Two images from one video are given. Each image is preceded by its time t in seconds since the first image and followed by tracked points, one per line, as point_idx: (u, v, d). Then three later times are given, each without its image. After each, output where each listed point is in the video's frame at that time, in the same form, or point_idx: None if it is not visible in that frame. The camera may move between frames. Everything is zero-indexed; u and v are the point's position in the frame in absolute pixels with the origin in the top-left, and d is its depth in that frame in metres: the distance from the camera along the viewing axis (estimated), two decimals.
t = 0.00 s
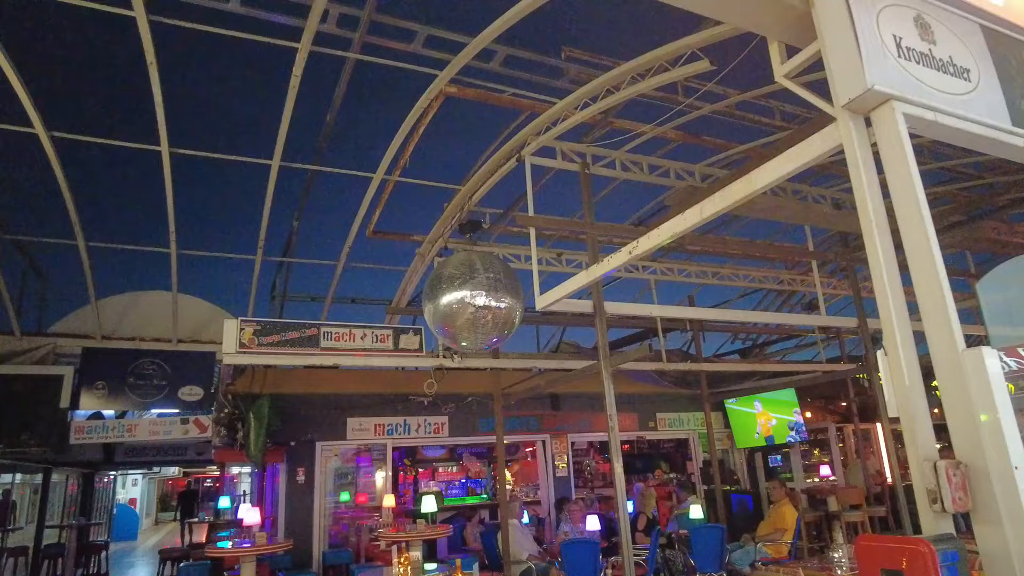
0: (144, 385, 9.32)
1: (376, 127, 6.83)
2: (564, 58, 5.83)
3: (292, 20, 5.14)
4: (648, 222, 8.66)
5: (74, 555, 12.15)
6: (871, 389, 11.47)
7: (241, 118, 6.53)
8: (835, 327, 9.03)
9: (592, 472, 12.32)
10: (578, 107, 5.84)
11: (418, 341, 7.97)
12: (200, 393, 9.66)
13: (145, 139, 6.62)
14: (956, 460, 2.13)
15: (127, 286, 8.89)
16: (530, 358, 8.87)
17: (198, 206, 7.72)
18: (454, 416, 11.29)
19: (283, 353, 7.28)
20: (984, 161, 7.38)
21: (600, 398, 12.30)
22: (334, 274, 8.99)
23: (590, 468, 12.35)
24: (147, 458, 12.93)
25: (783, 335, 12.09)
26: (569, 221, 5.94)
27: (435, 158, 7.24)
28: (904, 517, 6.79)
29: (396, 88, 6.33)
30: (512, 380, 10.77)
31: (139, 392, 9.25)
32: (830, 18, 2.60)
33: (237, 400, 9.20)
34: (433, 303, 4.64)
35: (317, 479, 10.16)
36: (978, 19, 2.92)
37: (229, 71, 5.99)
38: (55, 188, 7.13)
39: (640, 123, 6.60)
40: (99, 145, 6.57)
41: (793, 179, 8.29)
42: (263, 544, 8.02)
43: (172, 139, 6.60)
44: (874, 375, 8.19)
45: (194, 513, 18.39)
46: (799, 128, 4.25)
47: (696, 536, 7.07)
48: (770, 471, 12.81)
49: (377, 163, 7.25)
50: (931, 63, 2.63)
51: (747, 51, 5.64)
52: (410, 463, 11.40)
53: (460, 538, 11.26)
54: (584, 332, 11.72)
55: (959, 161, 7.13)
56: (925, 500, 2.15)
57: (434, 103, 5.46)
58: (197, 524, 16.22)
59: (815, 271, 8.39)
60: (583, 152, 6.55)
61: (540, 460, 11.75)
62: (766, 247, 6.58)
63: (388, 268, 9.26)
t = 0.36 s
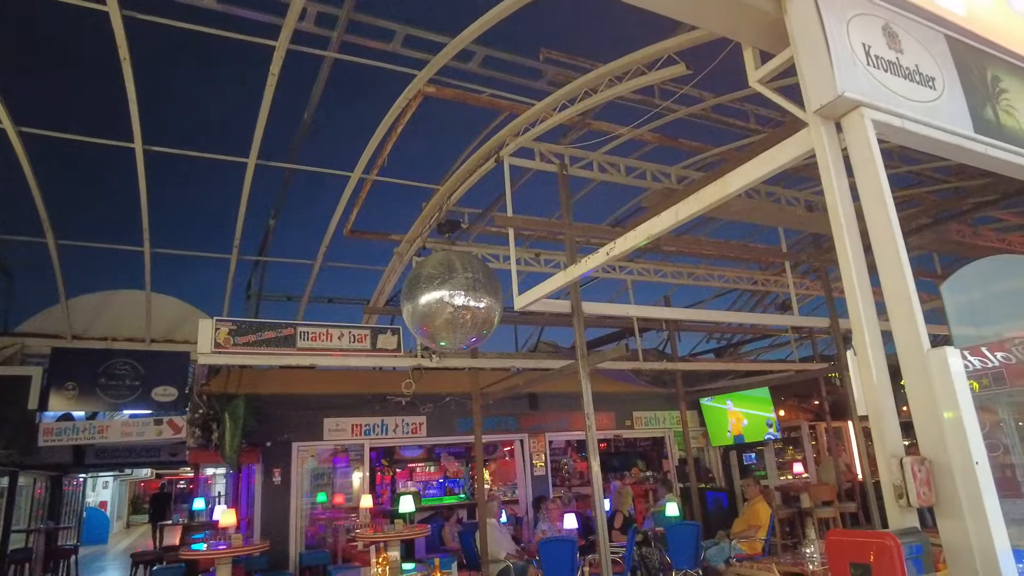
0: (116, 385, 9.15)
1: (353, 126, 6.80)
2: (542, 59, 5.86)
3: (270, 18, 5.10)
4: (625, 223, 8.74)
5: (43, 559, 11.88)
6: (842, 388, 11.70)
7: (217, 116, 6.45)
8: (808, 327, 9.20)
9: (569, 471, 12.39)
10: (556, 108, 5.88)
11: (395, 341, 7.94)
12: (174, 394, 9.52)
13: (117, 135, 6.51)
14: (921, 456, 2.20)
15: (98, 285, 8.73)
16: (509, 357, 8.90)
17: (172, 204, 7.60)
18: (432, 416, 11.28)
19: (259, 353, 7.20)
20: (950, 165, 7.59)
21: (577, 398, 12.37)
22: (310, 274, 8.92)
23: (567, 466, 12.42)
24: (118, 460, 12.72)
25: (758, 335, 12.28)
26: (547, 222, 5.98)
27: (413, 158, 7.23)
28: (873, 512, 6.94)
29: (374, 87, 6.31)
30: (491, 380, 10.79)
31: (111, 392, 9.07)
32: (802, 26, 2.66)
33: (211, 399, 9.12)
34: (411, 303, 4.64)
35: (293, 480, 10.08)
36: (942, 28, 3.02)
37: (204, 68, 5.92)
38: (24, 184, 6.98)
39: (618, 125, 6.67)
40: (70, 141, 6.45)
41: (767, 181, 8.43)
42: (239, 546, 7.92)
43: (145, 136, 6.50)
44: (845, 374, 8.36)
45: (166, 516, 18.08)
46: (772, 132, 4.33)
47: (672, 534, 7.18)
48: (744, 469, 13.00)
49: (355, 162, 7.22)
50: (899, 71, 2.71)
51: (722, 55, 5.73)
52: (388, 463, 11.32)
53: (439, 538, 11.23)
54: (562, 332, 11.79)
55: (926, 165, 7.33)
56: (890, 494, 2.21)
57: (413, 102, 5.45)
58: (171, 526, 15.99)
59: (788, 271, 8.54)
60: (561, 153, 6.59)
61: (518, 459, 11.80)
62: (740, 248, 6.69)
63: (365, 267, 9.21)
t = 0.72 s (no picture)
0: (102, 386, 9.06)
1: (343, 125, 6.78)
2: (532, 60, 5.87)
3: (259, 16, 5.08)
4: (614, 223, 8.77)
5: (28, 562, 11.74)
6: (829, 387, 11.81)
7: (205, 115, 6.42)
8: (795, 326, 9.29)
9: (559, 470, 12.40)
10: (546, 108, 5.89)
11: (385, 341, 7.92)
12: (161, 394, 9.45)
13: (103, 134, 6.45)
14: (906, 454, 2.23)
15: (83, 285, 8.66)
16: (498, 357, 8.92)
17: (159, 203, 7.55)
18: (421, 416, 11.27)
19: (248, 353, 7.16)
20: (934, 167, 7.70)
21: (567, 397, 12.41)
22: (299, 273, 8.88)
23: (557, 466, 12.44)
24: (105, 461, 12.63)
25: (745, 334, 12.37)
26: (536, 222, 5.99)
27: (402, 158, 7.23)
28: (860, 509, 7.00)
29: (363, 86, 6.29)
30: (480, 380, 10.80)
31: (98, 393, 8.97)
32: (789, 29, 2.69)
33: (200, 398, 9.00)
34: (401, 303, 4.63)
35: (282, 481, 10.03)
36: (926, 32, 3.06)
37: (191, 66, 5.88)
38: (8, 183, 6.92)
39: (607, 125, 6.69)
40: (57, 139, 6.40)
41: (755, 182, 8.50)
42: (227, 547, 7.87)
43: (132, 134, 6.45)
44: (831, 373, 8.44)
45: (153, 517, 17.94)
46: (760, 133, 4.36)
47: (660, 533, 7.23)
48: (732, 468, 13.09)
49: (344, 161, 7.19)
50: (884, 74, 2.74)
51: (711, 57, 5.77)
52: (377, 463, 11.29)
53: (428, 537, 11.21)
54: (551, 331, 11.83)
55: (911, 166, 7.41)
56: (876, 492, 2.24)
57: (402, 101, 5.45)
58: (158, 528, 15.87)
59: (775, 271, 8.61)
60: (551, 153, 6.60)
61: (508, 459, 11.82)
62: (728, 248, 6.74)
63: (355, 267, 9.19)
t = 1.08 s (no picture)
0: (102, 385, 8.91)
1: (342, 123, 6.76)
2: (533, 57, 5.85)
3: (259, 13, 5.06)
4: (615, 221, 8.76)
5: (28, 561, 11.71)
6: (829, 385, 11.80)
7: (204, 112, 6.39)
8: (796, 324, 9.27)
9: (559, 468, 12.38)
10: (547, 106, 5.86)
11: (385, 340, 7.90)
12: (161, 393, 9.26)
13: (102, 131, 6.42)
14: (912, 451, 2.22)
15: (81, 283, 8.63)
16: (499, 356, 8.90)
17: (159, 201, 7.53)
18: (422, 414, 11.25)
19: (248, 352, 7.15)
20: (935, 164, 7.69)
21: (568, 396, 12.40)
22: (299, 272, 8.86)
23: (557, 464, 12.41)
24: (105, 460, 12.65)
25: (746, 332, 12.35)
26: (536, 220, 5.97)
27: (402, 155, 7.21)
28: (861, 507, 6.99)
29: (363, 83, 6.27)
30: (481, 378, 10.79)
31: (97, 392, 8.81)
32: (793, 24, 2.67)
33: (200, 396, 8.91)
34: (401, 301, 4.62)
35: (282, 480, 10.02)
36: (930, 28, 3.04)
37: (190, 63, 5.86)
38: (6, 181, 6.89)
39: (608, 123, 6.67)
40: (55, 137, 6.37)
41: (755, 180, 8.49)
42: (227, 546, 7.85)
43: (130, 132, 6.42)
44: (832, 371, 8.43)
45: (152, 517, 17.92)
46: (762, 130, 4.34)
47: (660, 531, 7.24)
48: (732, 466, 13.08)
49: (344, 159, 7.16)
50: (888, 69, 2.72)
51: (712, 54, 5.75)
52: (377, 462, 11.30)
53: (429, 536, 11.19)
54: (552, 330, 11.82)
55: (913, 164, 7.40)
56: (882, 489, 2.23)
57: (403, 98, 5.42)
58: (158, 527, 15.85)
59: (776, 269, 8.59)
60: (551, 150, 6.58)
61: (508, 457, 11.81)
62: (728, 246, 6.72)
63: (355, 265, 9.17)
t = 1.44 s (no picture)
0: (111, 383, 8.93)
1: (349, 120, 6.75)
2: (539, 52, 5.83)
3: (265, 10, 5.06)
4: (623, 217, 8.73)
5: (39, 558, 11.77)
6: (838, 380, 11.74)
7: (211, 110, 6.40)
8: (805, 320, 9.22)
9: (566, 465, 12.37)
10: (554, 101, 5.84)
11: (393, 337, 7.90)
12: (170, 391, 9.23)
13: (109, 129, 6.44)
14: (930, 444, 2.19)
15: (89, 282, 8.67)
16: (507, 353, 8.89)
17: (167, 199, 7.55)
18: (429, 411, 11.25)
19: (257, 349, 7.15)
20: (946, 158, 7.62)
21: (575, 392, 12.39)
22: (307, 269, 8.87)
23: (564, 461, 12.41)
24: (115, 458, 12.71)
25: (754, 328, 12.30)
26: (544, 216, 5.94)
27: (409, 152, 7.19)
28: (872, 502, 6.95)
29: (369, 80, 6.26)
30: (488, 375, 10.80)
31: (106, 391, 8.85)
32: (805, 15, 2.64)
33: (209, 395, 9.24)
34: (409, 298, 4.61)
35: (290, 477, 10.04)
36: (944, 18, 3.00)
37: (197, 61, 5.86)
38: (15, 180, 6.93)
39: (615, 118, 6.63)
40: (63, 136, 6.39)
41: (763, 175, 8.44)
42: (237, 543, 7.87)
43: (138, 130, 6.44)
44: (842, 366, 8.38)
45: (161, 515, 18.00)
46: (772, 124, 4.30)
47: (670, 528, 7.18)
48: (741, 463, 13.03)
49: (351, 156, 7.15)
50: (903, 60, 2.69)
51: (720, 48, 5.71)
52: (385, 459, 11.23)
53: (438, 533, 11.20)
54: (559, 327, 11.81)
55: (923, 157, 7.34)
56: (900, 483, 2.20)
57: (410, 94, 5.40)
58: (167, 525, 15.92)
59: (785, 264, 8.53)
60: (558, 146, 6.54)
61: (516, 454, 11.79)
62: (737, 242, 6.67)
63: (363, 263, 9.17)
